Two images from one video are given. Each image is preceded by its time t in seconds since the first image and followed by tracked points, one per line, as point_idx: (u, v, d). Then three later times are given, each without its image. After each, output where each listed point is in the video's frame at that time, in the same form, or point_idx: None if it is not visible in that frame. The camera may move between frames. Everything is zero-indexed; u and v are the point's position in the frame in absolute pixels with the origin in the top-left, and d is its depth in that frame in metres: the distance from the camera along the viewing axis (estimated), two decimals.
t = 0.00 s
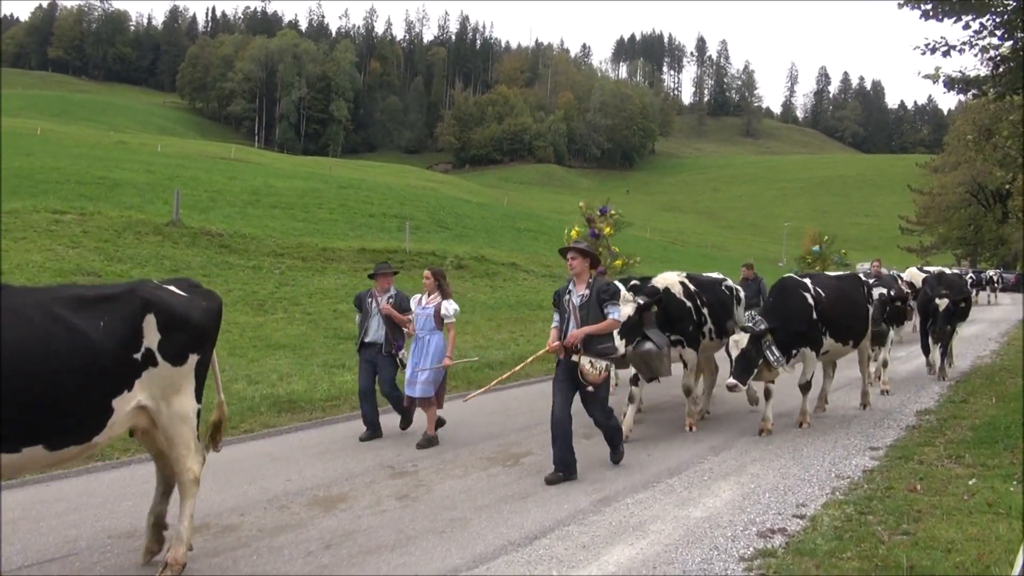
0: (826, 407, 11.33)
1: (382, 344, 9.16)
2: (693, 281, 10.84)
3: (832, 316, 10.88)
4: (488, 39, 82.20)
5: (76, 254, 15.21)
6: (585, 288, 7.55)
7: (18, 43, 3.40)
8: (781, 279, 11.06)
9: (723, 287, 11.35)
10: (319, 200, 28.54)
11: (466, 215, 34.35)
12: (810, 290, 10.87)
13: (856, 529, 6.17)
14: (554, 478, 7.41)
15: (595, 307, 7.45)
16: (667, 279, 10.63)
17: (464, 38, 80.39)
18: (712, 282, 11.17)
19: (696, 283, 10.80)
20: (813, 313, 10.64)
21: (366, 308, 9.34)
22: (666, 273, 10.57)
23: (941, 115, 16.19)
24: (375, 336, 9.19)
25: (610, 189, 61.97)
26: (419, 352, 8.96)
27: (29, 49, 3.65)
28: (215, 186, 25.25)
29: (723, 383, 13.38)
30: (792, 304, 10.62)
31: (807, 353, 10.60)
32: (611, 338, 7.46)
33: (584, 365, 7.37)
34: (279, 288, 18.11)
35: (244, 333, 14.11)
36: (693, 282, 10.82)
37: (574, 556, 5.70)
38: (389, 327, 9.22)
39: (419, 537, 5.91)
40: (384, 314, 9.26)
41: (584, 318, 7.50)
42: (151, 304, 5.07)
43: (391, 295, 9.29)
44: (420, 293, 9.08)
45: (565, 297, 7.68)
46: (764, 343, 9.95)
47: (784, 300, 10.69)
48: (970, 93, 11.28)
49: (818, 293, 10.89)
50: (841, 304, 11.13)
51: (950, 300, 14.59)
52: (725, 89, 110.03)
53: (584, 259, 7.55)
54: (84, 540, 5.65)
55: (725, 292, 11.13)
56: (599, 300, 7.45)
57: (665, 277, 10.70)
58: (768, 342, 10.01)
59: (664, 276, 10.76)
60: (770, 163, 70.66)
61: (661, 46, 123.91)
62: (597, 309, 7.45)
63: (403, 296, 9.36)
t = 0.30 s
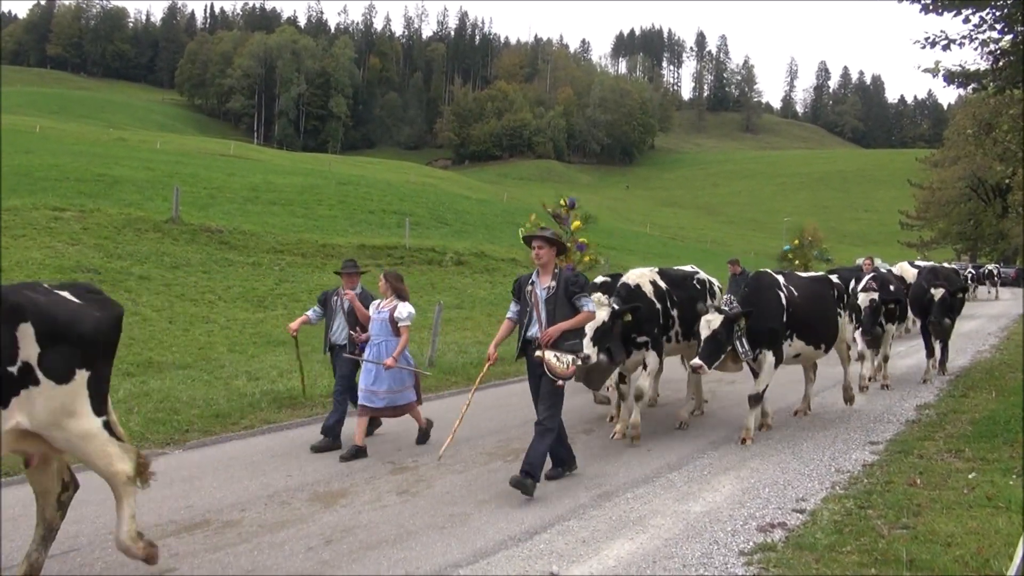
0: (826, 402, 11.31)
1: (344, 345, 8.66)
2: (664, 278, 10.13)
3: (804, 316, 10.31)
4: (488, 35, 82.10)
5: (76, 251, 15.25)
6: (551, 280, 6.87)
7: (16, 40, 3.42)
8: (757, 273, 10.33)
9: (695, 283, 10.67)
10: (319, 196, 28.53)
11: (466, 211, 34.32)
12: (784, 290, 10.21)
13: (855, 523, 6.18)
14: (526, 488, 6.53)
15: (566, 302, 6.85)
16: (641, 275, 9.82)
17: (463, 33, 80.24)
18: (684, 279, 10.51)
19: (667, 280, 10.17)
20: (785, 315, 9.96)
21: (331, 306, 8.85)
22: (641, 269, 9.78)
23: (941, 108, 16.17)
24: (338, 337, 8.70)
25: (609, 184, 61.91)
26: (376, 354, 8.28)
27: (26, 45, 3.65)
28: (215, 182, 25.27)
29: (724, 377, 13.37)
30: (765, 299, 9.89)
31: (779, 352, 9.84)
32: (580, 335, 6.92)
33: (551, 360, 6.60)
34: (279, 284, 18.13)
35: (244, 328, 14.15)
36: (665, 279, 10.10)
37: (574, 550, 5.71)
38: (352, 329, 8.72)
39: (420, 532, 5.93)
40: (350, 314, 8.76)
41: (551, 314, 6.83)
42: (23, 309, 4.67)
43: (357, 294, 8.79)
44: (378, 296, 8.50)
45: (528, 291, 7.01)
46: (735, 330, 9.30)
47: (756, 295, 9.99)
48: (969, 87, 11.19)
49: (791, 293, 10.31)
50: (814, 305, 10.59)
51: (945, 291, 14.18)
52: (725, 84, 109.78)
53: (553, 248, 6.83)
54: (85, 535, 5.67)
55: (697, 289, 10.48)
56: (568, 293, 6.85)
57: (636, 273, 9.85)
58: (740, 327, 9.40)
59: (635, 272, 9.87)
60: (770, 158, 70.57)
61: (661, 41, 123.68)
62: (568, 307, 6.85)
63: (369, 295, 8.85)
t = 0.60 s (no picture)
0: (826, 396, 11.30)
1: (305, 335, 8.01)
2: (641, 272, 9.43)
3: (786, 310, 9.72)
4: (489, 28, 81.81)
5: (76, 243, 15.26)
6: (514, 274, 6.49)
7: (17, 31, 3.42)
8: (732, 266, 9.86)
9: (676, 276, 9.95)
10: (319, 189, 28.50)
11: (466, 204, 34.31)
12: (764, 282, 9.63)
13: (855, 516, 6.19)
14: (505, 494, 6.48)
15: (526, 298, 6.45)
16: (613, 273, 9.01)
17: (464, 26, 79.87)
18: (665, 272, 9.76)
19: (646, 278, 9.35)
20: (767, 308, 9.39)
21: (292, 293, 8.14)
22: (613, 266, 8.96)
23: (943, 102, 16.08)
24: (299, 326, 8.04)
25: (610, 178, 61.82)
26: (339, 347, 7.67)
27: (25, 33, 3.65)
28: (215, 175, 25.25)
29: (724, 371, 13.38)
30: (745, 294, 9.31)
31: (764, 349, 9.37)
32: (541, 335, 6.52)
33: (511, 358, 6.28)
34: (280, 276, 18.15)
35: (244, 321, 14.15)
36: (642, 274, 9.36)
37: (575, 543, 5.72)
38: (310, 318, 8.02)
39: (420, 524, 5.95)
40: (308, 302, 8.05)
41: (510, 312, 6.47)
42: None
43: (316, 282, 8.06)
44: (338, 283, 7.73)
45: (491, 287, 6.60)
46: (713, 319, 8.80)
47: (734, 288, 9.44)
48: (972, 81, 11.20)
49: (771, 286, 9.72)
50: (797, 299, 10.01)
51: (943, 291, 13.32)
52: (726, 77, 109.39)
53: (517, 241, 6.48)
54: (85, 527, 5.67)
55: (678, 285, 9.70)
56: (529, 289, 6.44)
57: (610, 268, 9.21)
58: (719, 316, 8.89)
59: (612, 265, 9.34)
60: (771, 151, 70.46)
61: (662, 34, 123.27)
62: (529, 302, 6.46)
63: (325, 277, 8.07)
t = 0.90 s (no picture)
0: (825, 387, 11.31)
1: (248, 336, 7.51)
2: (603, 259, 8.93)
3: (755, 309, 9.05)
4: (492, 16, 81.28)
5: (77, 230, 15.25)
6: (453, 274, 5.94)
7: (17, 18, 3.42)
8: (700, 257, 9.05)
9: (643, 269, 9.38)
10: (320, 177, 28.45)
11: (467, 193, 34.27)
12: (733, 277, 8.95)
13: (852, 507, 6.21)
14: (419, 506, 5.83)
15: (467, 298, 5.92)
16: (575, 258, 8.64)
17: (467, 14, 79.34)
18: (631, 264, 9.22)
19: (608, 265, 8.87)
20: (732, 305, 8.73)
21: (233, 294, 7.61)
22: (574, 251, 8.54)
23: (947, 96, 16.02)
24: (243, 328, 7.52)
25: (612, 167, 61.64)
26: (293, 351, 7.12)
27: (25, 20, 3.65)
28: (216, 162, 25.20)
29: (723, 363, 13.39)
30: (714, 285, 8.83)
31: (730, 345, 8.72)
32: (485, 337, 5.97)
33: (452, 369, 5.77)
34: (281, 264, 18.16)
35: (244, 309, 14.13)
36: (604, 262, 8.86)
37: (572, 532, 5.75)
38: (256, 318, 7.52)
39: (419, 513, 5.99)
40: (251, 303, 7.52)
41: (450, 311, 5.91)
42: None
43: (257, 281, 7.54)
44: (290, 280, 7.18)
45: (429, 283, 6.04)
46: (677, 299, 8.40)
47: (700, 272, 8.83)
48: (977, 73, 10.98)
49: (740, 280, 9.05)
50: (769, 297, 9.35)
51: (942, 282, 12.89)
52: (729, 68, 108.76)
53: (455, 237, 5.93)
54: (84, 513, 5.70)
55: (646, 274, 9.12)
56: (470, 288, 5.92)
57: (572, 254, 8.80)
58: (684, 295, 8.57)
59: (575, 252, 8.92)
60: (773, 142, 70.23)
61: (665, 24, 122.56)
62: (470, 302, 5.93)
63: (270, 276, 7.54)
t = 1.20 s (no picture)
0: (826, 381, 11.31)
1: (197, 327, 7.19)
2: (573, 252, 8.31)
3: (733, 304, 8.69)
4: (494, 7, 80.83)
5: (79, 220, 15.26)
6: (402, 254, 5.42)
7: (21, 8, 3.42)
8: (678, 252, 8.69)
9: (613, 262, 8.84)
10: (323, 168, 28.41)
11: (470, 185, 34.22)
12: (714, 267, 8.68)
13: (851, 500, 6.23)
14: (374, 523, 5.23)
15: (416, 281, 5.41)
16: (543, 252, 8.00)
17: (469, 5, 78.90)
18: (602, 257, 8.65)
19: (577, 261, 8.22)
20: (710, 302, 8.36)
21: (185, 280, 7.30)
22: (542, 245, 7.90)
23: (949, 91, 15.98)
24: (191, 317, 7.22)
25: (615, 160, 61.51)
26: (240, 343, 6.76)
27: (28, 10, 3.67)
28: (218, 153, 25.17)
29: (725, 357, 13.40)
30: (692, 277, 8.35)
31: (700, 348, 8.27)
32: (434, 325, 5.45)
33: (400, 355, 5.23)
34: (283, 255, 18.19)
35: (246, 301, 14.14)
36: (573, 256, 8.25)
37: (572, 523, 5.77)
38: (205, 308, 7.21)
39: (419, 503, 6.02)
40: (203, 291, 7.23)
41: (398, 297, 5.40)
42: None
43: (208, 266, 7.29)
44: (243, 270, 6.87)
45: (375, 268, 5.52)
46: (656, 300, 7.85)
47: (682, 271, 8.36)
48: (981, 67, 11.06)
49: (719, 273, 8.69)
50: (748, 286, 9.03)
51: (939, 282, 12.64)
52: (732, 60, 108.36)
53: (403, 216, 5.41)
54: (87, 502, 5.73)
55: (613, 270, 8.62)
56: (420, 271, 5.42)
57: (539, 247, 8.10)
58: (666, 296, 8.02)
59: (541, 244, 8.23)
60: (776, 135, 70.03)
61: (668, 15, 122.06)
62: (420, 286, 5.42)
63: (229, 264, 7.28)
